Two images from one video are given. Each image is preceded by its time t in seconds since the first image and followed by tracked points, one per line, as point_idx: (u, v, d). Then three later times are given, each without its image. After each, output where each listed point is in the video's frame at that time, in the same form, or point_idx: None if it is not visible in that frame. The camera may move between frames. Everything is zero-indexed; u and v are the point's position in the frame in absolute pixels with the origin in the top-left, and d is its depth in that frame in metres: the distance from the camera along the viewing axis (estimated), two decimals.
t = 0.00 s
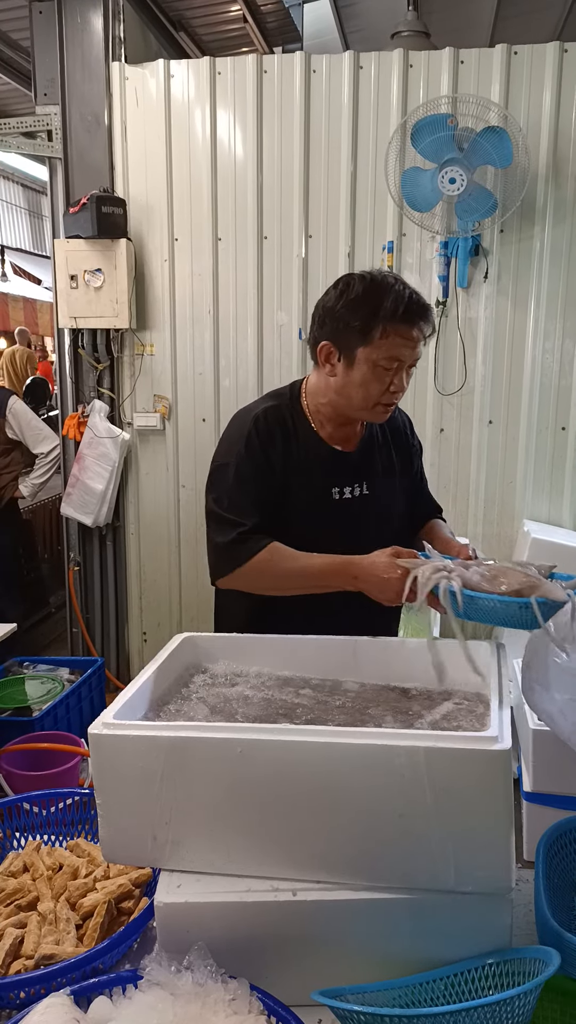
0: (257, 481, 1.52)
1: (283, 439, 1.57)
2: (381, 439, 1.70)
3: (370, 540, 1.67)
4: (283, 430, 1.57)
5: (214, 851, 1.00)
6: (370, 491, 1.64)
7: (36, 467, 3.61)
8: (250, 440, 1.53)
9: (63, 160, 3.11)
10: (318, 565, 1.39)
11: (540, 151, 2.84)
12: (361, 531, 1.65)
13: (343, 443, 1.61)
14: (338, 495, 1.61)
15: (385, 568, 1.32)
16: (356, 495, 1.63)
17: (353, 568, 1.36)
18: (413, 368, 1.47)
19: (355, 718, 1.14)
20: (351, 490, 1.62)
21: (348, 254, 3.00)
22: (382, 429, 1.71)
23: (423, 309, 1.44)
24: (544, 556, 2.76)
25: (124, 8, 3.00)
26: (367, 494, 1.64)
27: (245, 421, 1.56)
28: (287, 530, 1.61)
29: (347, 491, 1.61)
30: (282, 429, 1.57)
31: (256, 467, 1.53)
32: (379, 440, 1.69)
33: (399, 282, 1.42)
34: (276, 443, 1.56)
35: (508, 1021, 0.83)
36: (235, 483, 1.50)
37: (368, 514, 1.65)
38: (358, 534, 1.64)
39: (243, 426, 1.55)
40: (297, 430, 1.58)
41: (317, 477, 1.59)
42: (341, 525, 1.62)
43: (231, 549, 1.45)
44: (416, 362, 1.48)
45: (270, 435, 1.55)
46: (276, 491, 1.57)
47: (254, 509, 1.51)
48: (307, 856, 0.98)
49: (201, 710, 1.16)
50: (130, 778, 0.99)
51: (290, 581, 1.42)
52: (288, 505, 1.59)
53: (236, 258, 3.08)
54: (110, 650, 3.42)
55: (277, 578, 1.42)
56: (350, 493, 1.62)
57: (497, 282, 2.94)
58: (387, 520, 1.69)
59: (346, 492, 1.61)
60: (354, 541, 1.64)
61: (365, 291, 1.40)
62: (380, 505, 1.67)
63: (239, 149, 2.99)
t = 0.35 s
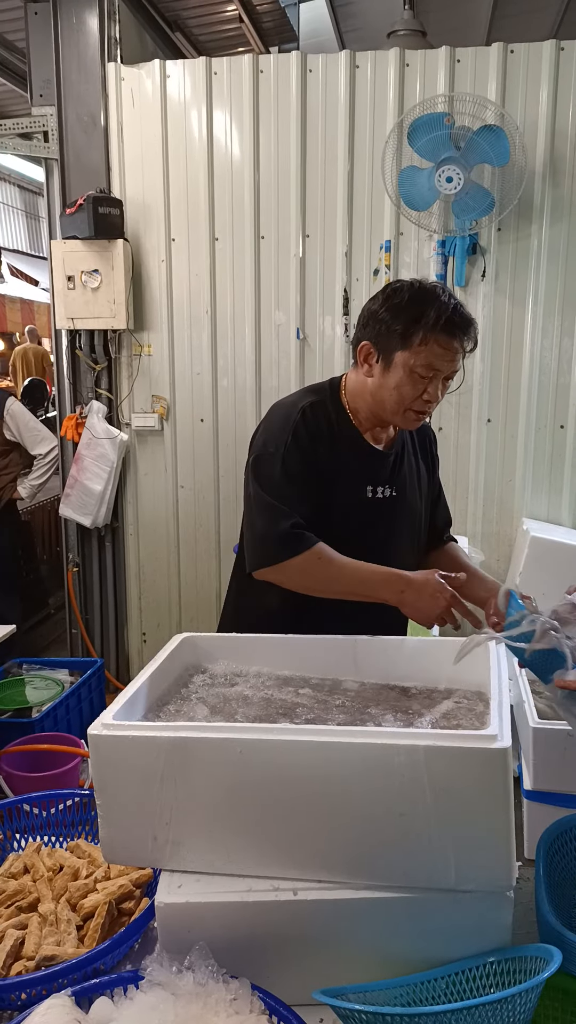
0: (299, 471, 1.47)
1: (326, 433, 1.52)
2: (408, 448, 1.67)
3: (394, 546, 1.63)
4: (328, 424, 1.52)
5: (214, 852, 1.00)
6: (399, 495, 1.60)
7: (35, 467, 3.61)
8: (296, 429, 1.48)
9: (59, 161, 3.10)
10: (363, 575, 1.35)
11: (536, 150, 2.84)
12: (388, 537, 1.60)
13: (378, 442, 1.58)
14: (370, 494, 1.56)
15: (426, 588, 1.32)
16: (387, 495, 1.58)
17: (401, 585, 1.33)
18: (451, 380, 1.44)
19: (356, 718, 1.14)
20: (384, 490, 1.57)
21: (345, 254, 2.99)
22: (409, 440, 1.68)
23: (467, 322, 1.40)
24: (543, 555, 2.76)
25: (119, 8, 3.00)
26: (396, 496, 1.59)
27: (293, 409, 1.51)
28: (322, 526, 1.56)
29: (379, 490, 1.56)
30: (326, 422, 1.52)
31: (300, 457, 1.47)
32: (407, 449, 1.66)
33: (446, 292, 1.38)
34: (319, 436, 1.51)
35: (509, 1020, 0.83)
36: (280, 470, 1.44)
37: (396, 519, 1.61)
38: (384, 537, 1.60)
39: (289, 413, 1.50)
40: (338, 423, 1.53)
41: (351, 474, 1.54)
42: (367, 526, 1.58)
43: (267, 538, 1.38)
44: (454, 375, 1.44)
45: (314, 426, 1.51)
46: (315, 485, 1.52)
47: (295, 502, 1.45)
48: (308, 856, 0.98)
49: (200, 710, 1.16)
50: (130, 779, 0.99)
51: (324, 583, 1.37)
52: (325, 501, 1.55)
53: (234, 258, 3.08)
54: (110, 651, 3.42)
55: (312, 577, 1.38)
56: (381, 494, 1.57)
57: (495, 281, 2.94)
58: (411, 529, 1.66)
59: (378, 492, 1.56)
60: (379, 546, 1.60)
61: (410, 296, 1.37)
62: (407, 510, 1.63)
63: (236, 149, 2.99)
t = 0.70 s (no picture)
0: (284, 465, 1.49)
1: (325, 433, 1.51)
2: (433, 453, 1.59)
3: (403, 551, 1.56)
4: (330, 422, 1.51)
5: (214, 851, 1.00)
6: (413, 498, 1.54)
7: (34, 467, 3.61)
8: (290, 424, 1.50)
9: (57, 160, 3.10)
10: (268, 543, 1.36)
11: (534, 149, 2.84)
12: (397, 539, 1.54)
13: (393, 444, 1.52)
14: (378, 493, 1.52)
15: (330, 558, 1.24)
16: (397, 497, 1.52)
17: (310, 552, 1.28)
18: (438, 374, 1.35)
19: (355, 717, 1.15)
20: (393, 491, 1.52)
21: (343, 253, 2.99)
22: (437, 447, 1.60)
23: (460, 317, 1.32)
24: (542, 554, 2.77)
25: (117, 8, 3.00)
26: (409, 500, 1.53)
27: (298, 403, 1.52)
28: (316, 526, 1.55)
29: (388, 490, 1.52)
30: (329, 422, 1.51)
31: (287, 452, 1.49)
32: (430, 455, 1.58)
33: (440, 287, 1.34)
34: (316, 434, 1.51)
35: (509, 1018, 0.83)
36: (259, 460, 1.49)
37: (408, 522, 1.54)
38: (393, 540, 1.54)
39: (292, 408, 1.53)
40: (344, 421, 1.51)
41: (348, 476, 1.52)
42: (375, 526, 1.53)
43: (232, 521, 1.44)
44: (442, 369, 1.34)
45: (313, 423, 1.51)
46: (308, 482, 1.52)
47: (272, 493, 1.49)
48: (308, 855, 0.98)
49: (200, 710, 1.16)
50: (130, 779, 0.99)
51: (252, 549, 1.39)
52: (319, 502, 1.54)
53: (232, 258, 3.08)
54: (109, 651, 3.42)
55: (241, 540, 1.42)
56: (390, 493, 1.52)
57: (493, 280, 2.94)
58: (427, 538, 1.59)
59: (386, 492, 1.52)
60: (386, 547, 1.55)
61: (400, 287, 1.36)
62: (423, 517, 1.56)
63: (234, 149, 2.99)
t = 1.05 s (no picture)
0: (263, 472, 1.51)
1: (309, 439, 1.52)
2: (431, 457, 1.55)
3: (392, 554, 1.55)
4: (315, 428, 1.52)
5: (213, 852, 1.00)
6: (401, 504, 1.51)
7: (33, 467, 3.61)
8: (273, 430, 1.52)
9: (56, 160, 3.10)
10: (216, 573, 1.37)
11: (534, 150, 2.85)
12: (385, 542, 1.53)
13: (380, 448, 1.50)
14: (362, 500, 1.51)
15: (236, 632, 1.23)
16: (384, 503, 1.51)
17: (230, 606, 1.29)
18: (405, 380, 1.33)
19: (354, 718, 1.15)
20: (377, 498, 1.51)
21: (343, 254, 3.00)
22: (435, 451, 1.56)
23: (425, 324, 1.30)
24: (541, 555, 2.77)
25: (117, 8, 3.00)
26: (396, 506, 1.51)
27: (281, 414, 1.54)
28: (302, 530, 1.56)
29: (373, 497, 1.51)
30: (312, 428, 1.52)
31: (268, 458, 1.51)
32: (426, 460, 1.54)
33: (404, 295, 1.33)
34: (299, 440, 1.52)
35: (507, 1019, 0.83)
36: (240, 466, 1.52)
37: (397, 526, 1.53)
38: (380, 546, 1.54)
39: (277, 414, 1.55)
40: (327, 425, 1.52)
41: (332, 480, 1.52)
42: (360, 533, 1.53)
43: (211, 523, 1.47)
44: (408, 375, 1.32)
45: (296, 429, 1.52)
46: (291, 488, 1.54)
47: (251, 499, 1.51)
48: (307, 855, 0.98)
49: (200, 710, 1.16)
50: (129, 779, 0.99)
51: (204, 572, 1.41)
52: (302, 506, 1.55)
53: (231, 259, 3.08)
54: (108, 651, 3.42)
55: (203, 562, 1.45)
56: (376, 499, 1.51)
57: (493, 281, 2.94)
58: (422, 543, 1.56)
59: (371, 499, 1.51)
60: (373, 550, 1.54)
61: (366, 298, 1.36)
62: (413, 522, 1.53)
63: (233, 149, 2.99)
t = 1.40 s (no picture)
0: (232, 494, 1.44)
1: (273, 451, 1.46)
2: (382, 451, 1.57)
3: (362, 559, 1.56)
4: (273, 441, 1.46)
5: (212, 853, 1.00)
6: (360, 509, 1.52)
7: (32, 468, 3.61)
8: (233, 450, 1.44)
9: (55, 161, 3.10)
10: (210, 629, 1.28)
11: (532, 150, 2.85)
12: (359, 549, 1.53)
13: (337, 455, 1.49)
14: (326, 514, 1.50)
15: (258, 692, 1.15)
16: (347, 511, 1.51)
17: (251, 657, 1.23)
18: (394, 414, 1.33)
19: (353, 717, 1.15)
20: (340, 508, 1.50)
21: (341, 254, 3.00)
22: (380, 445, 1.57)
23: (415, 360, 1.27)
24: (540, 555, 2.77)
25: (115, 10, 3.00)
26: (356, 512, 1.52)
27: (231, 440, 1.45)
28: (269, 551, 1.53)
29: (336, 508, 1.50)
30: (263, 452, 1.45)
31: (234, 480, 1.44)
32: (377, 457, 1.56)
33: (391, 329, 1.24)
34: (263, 455, 1.46)
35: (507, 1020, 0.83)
36: (208, 490, 1.43)
37: (362, 530, 1.54)
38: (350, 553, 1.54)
39: (230, 433, 1.47)
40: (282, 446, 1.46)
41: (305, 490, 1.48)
42: (330, 543, 1.52)
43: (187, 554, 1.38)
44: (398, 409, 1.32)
45: (256, 445, 1.46)
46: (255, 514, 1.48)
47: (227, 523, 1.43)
48: (307, 856, 0.98)
49: (199, 711, 1.16)
50: (128, 780, 0.99)
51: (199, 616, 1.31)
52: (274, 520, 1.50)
53: (230, 259, 3.08)
54: (107, 652, 3.41)
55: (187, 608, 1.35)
56: (338, 510, 1.50)
57: (491, 281, 2.95)
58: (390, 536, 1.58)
59: (335, 510, 1.50)
60: (346, 557, 1.55)
61: (349, 335, 1.24)
62: (375, 523, 1.55)
63: (231, 150, 2.99)
